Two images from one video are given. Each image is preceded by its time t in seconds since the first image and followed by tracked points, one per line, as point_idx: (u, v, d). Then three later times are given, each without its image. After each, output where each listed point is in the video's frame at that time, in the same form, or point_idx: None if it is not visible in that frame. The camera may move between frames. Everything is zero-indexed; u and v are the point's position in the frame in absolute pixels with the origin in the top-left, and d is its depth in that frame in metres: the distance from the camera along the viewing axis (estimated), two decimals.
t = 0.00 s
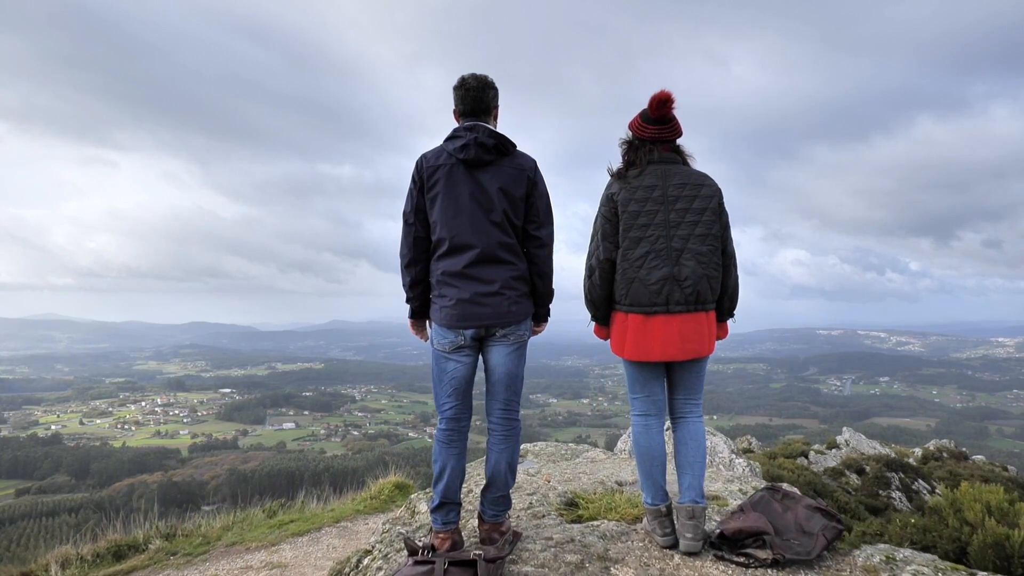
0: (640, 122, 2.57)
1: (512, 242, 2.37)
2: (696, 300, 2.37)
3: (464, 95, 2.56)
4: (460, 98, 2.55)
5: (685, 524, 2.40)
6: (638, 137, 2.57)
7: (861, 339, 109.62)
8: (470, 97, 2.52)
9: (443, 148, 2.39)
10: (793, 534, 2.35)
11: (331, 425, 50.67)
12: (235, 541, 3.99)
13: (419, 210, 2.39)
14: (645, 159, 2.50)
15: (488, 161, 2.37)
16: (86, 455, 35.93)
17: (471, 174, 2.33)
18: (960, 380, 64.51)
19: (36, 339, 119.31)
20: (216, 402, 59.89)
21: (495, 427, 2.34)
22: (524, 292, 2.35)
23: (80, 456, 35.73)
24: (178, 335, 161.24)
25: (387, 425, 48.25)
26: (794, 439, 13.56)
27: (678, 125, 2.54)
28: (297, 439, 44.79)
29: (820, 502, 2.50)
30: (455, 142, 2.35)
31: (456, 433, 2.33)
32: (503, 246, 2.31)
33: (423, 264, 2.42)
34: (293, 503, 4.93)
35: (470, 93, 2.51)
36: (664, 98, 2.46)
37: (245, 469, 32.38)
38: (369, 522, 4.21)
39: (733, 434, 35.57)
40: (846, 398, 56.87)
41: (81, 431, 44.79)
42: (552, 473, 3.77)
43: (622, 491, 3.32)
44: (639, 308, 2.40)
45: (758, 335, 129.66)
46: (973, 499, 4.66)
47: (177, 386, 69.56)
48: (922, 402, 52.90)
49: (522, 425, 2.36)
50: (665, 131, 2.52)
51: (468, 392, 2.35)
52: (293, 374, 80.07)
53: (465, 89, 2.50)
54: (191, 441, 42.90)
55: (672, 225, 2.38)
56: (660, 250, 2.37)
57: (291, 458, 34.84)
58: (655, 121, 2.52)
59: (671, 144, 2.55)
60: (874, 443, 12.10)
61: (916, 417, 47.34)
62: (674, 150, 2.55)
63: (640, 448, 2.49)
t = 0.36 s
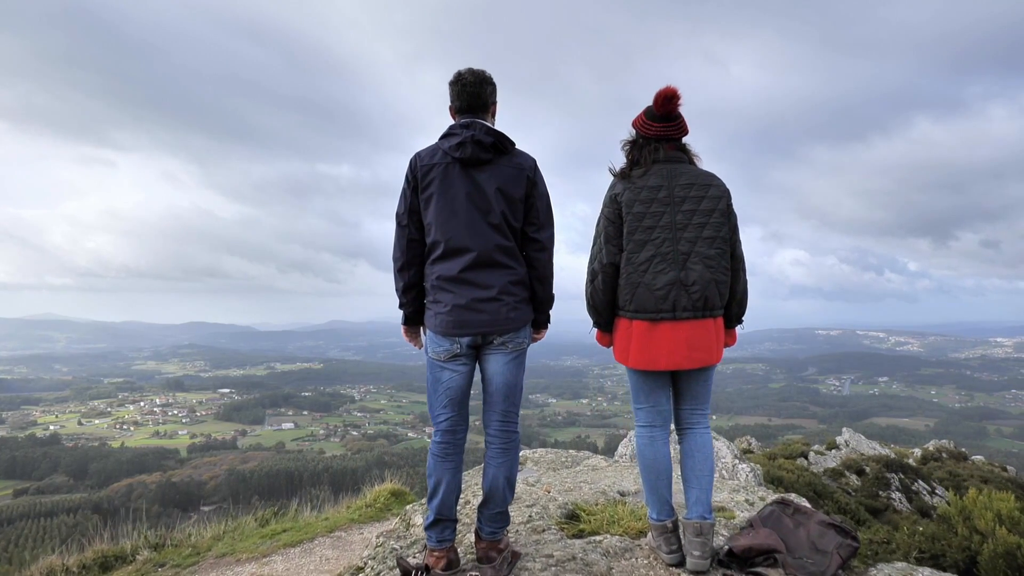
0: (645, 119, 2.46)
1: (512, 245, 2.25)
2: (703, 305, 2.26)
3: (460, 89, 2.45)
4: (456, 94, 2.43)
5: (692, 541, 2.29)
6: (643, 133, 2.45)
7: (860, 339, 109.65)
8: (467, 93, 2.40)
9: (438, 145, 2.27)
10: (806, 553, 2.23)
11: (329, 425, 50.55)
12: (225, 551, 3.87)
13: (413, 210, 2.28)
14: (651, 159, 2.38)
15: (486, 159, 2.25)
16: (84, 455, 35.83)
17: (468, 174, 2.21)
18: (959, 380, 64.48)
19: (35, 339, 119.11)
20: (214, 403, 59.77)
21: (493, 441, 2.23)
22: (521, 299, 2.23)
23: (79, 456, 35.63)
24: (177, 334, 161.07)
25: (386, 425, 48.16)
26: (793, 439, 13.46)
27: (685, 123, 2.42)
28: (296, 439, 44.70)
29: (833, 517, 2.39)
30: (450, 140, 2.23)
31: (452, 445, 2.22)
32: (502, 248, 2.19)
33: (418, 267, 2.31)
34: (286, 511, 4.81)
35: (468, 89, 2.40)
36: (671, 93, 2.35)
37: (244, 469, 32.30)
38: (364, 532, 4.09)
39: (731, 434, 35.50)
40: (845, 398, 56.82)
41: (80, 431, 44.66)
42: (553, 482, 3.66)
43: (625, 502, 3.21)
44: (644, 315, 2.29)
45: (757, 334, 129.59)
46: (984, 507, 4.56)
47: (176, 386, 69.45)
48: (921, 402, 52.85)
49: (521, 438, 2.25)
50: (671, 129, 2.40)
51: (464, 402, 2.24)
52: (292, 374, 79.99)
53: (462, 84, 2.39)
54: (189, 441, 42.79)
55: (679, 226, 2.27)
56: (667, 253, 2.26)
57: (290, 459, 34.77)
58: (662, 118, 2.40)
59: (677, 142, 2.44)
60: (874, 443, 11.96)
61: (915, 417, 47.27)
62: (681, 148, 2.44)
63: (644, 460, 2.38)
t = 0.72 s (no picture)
0: (648, 118, 2.35)
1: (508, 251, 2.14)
2: (710, 315, 2.15)
3: (454, 86, 2.33)
4: (450, 92, 2.32)
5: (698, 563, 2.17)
6: (645, 133, 2.34)
7: (858, 339, 109.70)
8: (461, 91, 2.29)
9: (430, 145, 2.16)
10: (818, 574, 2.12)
11: (328, 425, 50.41)
12: (213, 565, 3.74)
13: (403, 214, 2.15)
14: (654, 161, 2.27)
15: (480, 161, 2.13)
16: (82, 456, 35.71)
17: (461, 177, 2.09)
18: (957, 380, 64.45)
19: (32, 339, 118.86)
20: (212, 403, 59.65)
21: (488, 458, 2.11)
22: (517, 307, 2.12)
23: (76, 457, 35.51)
24: (176, 334, 160.93)
25: (384, 425, 48.07)
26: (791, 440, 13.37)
27: (689, 122, 2.31)
28: (294, 439, 44.60)
29: (846, 537, 2.28)
30: (443, 139, 2.11)
31: (445, 462, 2.10)
32: (497, 255, 2.07)
33: (408, 274, 2.19)
34: (278, 521, 4.68)
35: (462, 85, 2.28)
36: (675, 91, 2.24)
37: (242, 469, 32.21)
38: (356, 544, 3.96)
39: (729, 434, 35.43)
40: (843, 398, 56.78)
41: (77, 431, 44.53)
42: (551, 494, 3.54)
43: (625, 516, 3.09)
44: (648, 326, 2.17)
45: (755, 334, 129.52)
46: (993, 516, 4.46)
47: (174, 386, 69.33)
48: (918, 402, 52.80)
49: (517, 454, 2.14)
50: (675, 129, 2.29)
51: (458, 416, 2.12)
52: (290, 374, 79.90)
53: (456, 81, 2.27)
54: (187, 441, 42.67)
55: (684, 231, 2.16)
56: (670, 260, 2.15)
57: (288, 458, 34.69)
58: (665, 116, 2.29)
59: (682, 143, 2.32)
60: (872, 443, 11.84)
61: (913, 417, 47.21)
62: (685, 149, 2.32)
63: (647, 476, 2.27)
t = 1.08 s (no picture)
0: (648, 119, 2.24)
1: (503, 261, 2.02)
2: (715, 327, 2.04)
3: (445, 85, 2.22)
4: (441, 92, 2.21)
5: None
6: (646, 134, 2.23)
7: (855, 339, 109.69)
8: (453, 91, 2.18)
9: (420, 149, 2.04)
10: None
11: (325, 425, 50.30)
12: None
13: (390, 221, 2.04)
14: (656, 164, 2.16)
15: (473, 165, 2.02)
16: (79, 456, 35.57)
17: (452, 182, 1.98)
18: (954, 380, 64.36)
19: (29, 339, 118.52)
20: (209, 403, 59.52)
21: (481, 478, 2.00)
22: (510, 320, 2.00)
23: (74, 457, 35.36)
24: (173, 334, 160.63)
25: (382, 425, 47.97)
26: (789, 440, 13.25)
27: (693, 124, 2.20)
28: (291, 440, 44.48)
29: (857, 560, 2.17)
30: (433, 143, 2.01)
31: (434, 484, 2.00)
32: (490, 264, 1.96)
33: (396, 285, 2.07)
34: (267, 533, 4.56)
35: (455, 85, 2.17)
36: (678, 91, 2.13)
37: (241, 470, 32.11)
38: (348, 558, 3.85)
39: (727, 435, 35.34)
40: (840, 398, 56.71)
41: (74, 431, 44.39)
42: (548, 507, 3.43)
43: (625, 532, 2.98)
44: (649, 339, 2.06)
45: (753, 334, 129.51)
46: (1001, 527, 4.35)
47: (172, 386, 69.18)
48: (915, 402, 52.71)
49: (512, 474, 2.03)
50: (678, 131, 2.18)
51: (450, 435, 2.01)
52: (288, 374, 79.78)
53: (447, 81, 2.17)
54: (184, 441, 42.54)
55: (688, 240, 2.05)
56: (672, 269, 2.04)
57: (286, 459, 34.59)
58: (667, 117, 2.18)
59: (685, 145, 2.21)
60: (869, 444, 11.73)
61: (910, 417, 47.10)
62: (689, 151, 2.21)
63: (648, 496, 2.16)
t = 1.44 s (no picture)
0: (649, 123, 2.13)
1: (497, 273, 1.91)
2: (720, 343, 1.93)
3: (435, 85, 2.10)
4: (431, 94, 2.10)
5: None
6: (646, 138, 2.12)
7: (853, 339, 109.64)
8: (444, 92, 2.07)
9: (409, 153, 1.93)
10: None
11: (324, 425, 50.19)
12: None
13: (376, 232, 1.93)
14: (659, 170, 2.04)
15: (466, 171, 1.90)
16: (77, 456, 35.40)
17: (443, 192, 1.86)
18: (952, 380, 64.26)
19: (27, 339, 118.23)
20: (208, 403, 59.36)
21: (473, 504, 1.89)
22: (505, 336, 1.89)
23: (72, 457, 35.20)
24: (172, 334, 160.38)
25: (380, 425, 47.84)
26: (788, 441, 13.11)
27: (697, 128, 2.08)
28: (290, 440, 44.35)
29: None
30: (423, 147, 1.89)
31: (424, 509, 1.88)
32: (482, 278, 1.84)
33: (384, 297, 1.95)
34: (257, 546, 4.43)
35: (446, 87, 2.06)
36: (681, 93, 2.02)
37: (239, 470, 31.97)
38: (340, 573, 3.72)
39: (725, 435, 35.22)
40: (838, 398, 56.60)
41: (72, 431, 44.22)
42: (545, 523, 3.31)
43: (626, 550, 2.87)
44: (651, 355, 1.95)
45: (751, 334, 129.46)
46: (1008, 539, 4.25)
47: (170, 386, 69.01)
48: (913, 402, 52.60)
49: (506, 498, 1.91)
50: (684, 135, 2.06)
51: (441, 456, 1.90)
52: (286, 374, 79.65)
53: (438, 82, 2.05)
54: (182, 441, 42.40)
55: (691, 250, 1.93)
56: (676, 282, 1.93)
57: (285, 459, 34.46)
58: (672, 120, 2.06)
59: (688, 150, 2.10)
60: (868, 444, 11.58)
61: (908, 417, 46.98)
62: (693, 157, 2.10)
63: (650, 518, 2.05)
